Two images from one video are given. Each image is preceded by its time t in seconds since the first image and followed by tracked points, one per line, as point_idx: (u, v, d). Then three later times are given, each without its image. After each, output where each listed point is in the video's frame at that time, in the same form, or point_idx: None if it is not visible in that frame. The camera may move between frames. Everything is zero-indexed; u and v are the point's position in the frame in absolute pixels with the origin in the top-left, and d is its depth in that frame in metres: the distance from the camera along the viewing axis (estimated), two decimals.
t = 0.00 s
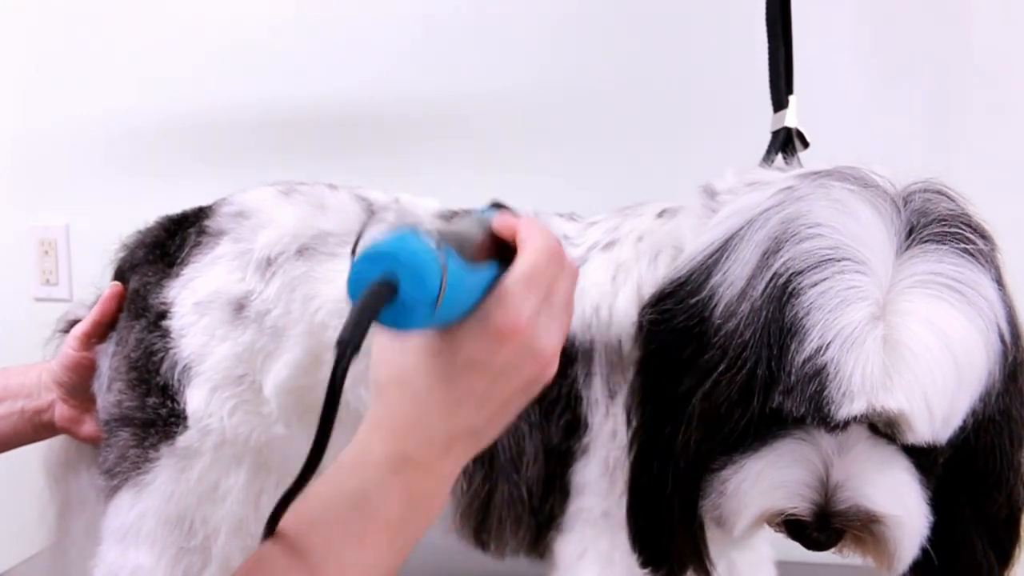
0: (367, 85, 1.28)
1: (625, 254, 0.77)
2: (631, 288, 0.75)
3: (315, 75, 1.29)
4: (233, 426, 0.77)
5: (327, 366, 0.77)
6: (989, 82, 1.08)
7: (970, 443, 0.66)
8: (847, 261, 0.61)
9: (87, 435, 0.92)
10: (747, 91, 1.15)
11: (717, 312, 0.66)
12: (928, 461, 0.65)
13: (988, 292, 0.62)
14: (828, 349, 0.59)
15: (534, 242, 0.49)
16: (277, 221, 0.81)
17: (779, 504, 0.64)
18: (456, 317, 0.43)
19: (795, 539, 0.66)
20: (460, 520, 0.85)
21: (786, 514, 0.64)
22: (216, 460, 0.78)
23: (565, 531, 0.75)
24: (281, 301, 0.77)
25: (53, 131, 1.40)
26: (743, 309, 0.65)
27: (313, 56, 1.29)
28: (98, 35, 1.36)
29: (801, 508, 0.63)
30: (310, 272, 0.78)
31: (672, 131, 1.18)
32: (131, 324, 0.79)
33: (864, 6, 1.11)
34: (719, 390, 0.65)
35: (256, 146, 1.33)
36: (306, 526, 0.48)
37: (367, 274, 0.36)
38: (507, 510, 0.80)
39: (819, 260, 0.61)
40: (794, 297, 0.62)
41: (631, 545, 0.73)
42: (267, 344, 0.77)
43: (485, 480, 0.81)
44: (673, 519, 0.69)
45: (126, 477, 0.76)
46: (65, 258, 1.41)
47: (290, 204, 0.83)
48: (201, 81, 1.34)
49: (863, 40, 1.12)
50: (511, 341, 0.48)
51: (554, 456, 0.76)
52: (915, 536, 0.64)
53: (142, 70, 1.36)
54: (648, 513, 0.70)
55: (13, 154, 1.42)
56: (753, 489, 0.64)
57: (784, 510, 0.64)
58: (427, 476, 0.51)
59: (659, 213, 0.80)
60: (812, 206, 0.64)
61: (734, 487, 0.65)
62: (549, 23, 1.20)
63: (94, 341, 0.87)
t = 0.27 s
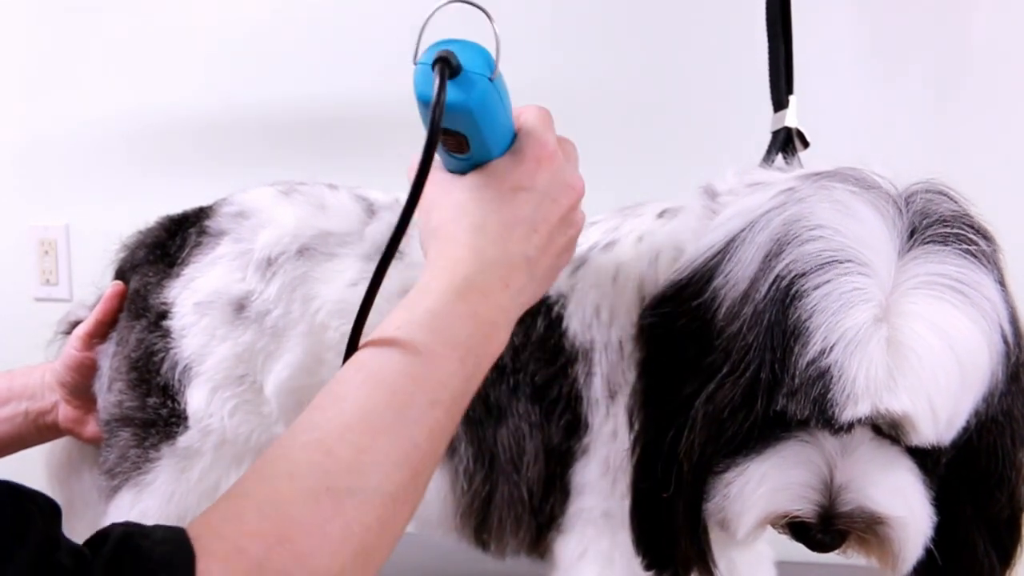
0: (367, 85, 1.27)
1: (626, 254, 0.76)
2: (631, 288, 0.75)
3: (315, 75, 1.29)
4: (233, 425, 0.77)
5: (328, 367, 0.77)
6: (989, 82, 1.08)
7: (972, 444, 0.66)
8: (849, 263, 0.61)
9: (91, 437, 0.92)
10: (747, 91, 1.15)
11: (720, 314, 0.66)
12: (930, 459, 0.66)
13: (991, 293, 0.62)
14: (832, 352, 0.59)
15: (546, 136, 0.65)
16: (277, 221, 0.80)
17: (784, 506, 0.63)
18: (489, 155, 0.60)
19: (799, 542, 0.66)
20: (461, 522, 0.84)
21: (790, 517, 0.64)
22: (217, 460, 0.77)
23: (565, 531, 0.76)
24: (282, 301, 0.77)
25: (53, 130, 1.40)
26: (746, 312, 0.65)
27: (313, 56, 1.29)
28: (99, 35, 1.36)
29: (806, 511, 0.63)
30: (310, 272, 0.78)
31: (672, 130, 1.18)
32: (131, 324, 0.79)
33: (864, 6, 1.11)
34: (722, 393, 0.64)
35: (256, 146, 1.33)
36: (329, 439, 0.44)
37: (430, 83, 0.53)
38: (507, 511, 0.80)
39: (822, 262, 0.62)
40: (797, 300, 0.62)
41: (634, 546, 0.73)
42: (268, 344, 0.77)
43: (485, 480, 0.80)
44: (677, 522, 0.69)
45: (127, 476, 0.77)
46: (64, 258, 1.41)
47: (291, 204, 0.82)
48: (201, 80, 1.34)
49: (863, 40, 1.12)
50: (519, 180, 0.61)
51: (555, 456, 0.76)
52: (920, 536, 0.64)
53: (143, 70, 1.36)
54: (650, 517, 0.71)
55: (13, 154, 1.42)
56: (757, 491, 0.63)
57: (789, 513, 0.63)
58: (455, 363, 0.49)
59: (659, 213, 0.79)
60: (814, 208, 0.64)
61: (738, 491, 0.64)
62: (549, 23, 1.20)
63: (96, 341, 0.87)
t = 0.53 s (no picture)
0: (367, 85, 1.27)
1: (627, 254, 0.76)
2: (632, 288, 0.74)
3: (315, 75, 1.29)
4: (233, 425, 0.76)
5: (329, 366, 0.77)
6: (990, 82, 1.08)
7: (975, 442, 0.66)
8: (853, 262, 0.61)
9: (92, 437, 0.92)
10: (748, 91, 1.15)
11: (722, 314, 0.66)
12: (933, 459, 0.66)
13: (995, 291, 0.62)
14: (835, 352, 0.59)
15: (565, 216, 0.64)
16: (277, 221, 0.80)
17: (788, 506, 0.63)
18: (512, 228, 0.59)
19: (803, 542, 0.66)
20: (462, 521, 0.84)
21: (794, 517, 0.64)
22: (217, 461, 0.77)
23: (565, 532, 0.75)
24: (282, 301, 0.77)
25: (53, 130, 1.40)
26: (748, 311, 0.64)
27: (313, 55, 1.29)
28: (99, 35, 1.36)
29: (810, 511, 0.63)
30: (310, 272, 0.78)
31: (673, 130, 1.18)
32: (132, 325, 0.79)
33: (864, 6, 1.11)
34: (725, 393, 0.64)
35: (256, 146, 1.33)
36: (334, 508, 0.41)
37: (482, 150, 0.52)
38: (508, 511, 0.80)
39: (825, 261, 0.61)
40: (800, 299, 0.62)
41: (637, 547, 0.73)
42: (268, 345, 0.76)
43: (486, 481, 0.81)
44: (681, 523, 0.69)
45: (128, 476, 0.77)
46: (65, 259, 1.41)
47: (291, 204, 0.82)
48: (201, 80, 1.34)
49: (864, 40, 1.12)
50: (538, 258, 0.60)
51: (557, 456, 0.76)
52: (925, 536, 0.64)
53: (143, 70, 1.36)
54: (653, 518, 0.70)
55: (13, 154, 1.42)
56: (762, 492, 0.63)
57: (793, 513, 0.63)
58: (456, 434, 0.48)
59: (660, 213, 0.79)
60: (817, 207, 0.63)
61: (742, 491, 0.64)
62: (549, 23, 1.20)
63: (97, 341, 0.87)
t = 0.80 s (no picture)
0: (368, 85, 1.27)
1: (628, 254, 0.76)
2: (633, 289, 0.75)
3: (315, 74, 1.29)
4: (235, 426, 0.76)
5: (330, 367, 0.77)
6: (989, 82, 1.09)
7: (975, 443, 0.66)
8: (853, 264, 0.61)
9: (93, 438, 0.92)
10: (748, 91, 1.15)
11: (722, 315, 0.66)
12: (933, 459, 0.66)
13: (994, 292, 0.62)
14: (836, 353, 0.59)
15: (545, 298, 0.65)
16: (279, 221, 0.81)
17: (788, 507, 0.64)
18: (494, 316, 0.60)
19: (803, 542, 0.66)
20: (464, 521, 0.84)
21: (794, 517, 0.64)
22: (220, 461, 0.77)
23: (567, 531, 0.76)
24: (284, 301, 0.77)
25: (52, 130, 1.40)
26: (749, 312, 0.64)
27: (313, 55, 1.29)
28: (98, 35, 1.36)
29: (810, 511, 0.63)
30: (312, 272, 0.78)
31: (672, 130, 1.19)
32: (134, 326, 0.79)
33: (864, 5, 1.11)
34: (726, 394, 0.64)
35: (256, 146, 1.33)
36: None
37: (467, 249, 0.53)
38: (509, 512, 0.80)
39: (825, 263, 0.61)
40: (800, 300, 0.62)
41: (637, 547, 0.73)
42: (270, 345, 0.77)
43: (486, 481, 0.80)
44: (681, 523, 0.69)
45: (130, 477, 0.77)
46: (65, 258, 1.41)
47: (293, 204, 0.83)
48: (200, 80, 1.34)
49: (864, 40, 1.12)
50: (518, 347, 0.61)
51: (558, 456, 0.76)
52: (925, 536, 0.65)
53: (143, 70, 1.36)
54: (654, 517, 0.70)
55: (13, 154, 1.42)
56: (762, 493, 0.63)
57: (793, 513, 0.64)
58: (429, 525, 0.50)
59: (661, 213, 0.79)
60: (817, 209, 0.64)
61: (742, 492, 0.64)
62: (549, 22, 1.20)
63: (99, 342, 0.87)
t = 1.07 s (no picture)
0: (368, 85, 1.27)
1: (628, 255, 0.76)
2: (633, 288, 0.75)
3: (314, 74, 1.29)
4: (235, 426, 0.76)
5: (329, 366, 0.77)
6: (988, 82, 1.09)
7: (975, 443, 0.66)
8: (854, 264, 0.61)
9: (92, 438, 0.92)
10: (748, 91, 1.15)
11: (723, 316, 0.66)
12: (935, 459, 0.66)
13: (996, 292, 0.62)
14: (838, 353, 0.59)
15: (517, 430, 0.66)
16: (278, 221, 0.81)
17: (791, 507, 0.63)
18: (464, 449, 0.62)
19: (805, 542, 0.66)
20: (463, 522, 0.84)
21: (797, 517, 0.64)
22: (219, 462, 0.76)
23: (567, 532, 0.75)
24: (284, 301, 0.77)
25: (52, 131, 1.40)
26: (750, 313, 0.65)
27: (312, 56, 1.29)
28: (98, 35, 1.36)
29: (812, 511, 0.63)
30: (312, 272, 0.78)
31: (673, 130, 1.18)
32: (133, 326, 0.79)
33: (864, 5, 1.11)
34: (728, 394, 0.64)
35: (256, 146, 1.33)
36: None
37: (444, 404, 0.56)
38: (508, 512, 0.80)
39: (827, 263, 0.61)
40: (803, 301, 0.62)
41: (639, 547, 0.73)
42: (270, 344, 0.77)
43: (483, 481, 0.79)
44: (682, 522, 0.69)
45: (130, 477, 0.77)
46: (64, 259, 1.41)
47: (292, 204, 0.83)
48: (201, 80, 1.34)
49: (864, 40, 1.12)
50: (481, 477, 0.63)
51: (557, 456, 0.75)
52: (926, 535, 0.65)
53: (143, 71, 1.36)
54: (655, 516, 0.70)
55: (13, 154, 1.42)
56: (765, 494, 0.63)
57: (796, 513, 0.63)
58: None
59: (661, 213, 0.79)
60: (819, 209, 0.64)
61: (744, 492, 0.64)
62: (549, 23, 1.20)
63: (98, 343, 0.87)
